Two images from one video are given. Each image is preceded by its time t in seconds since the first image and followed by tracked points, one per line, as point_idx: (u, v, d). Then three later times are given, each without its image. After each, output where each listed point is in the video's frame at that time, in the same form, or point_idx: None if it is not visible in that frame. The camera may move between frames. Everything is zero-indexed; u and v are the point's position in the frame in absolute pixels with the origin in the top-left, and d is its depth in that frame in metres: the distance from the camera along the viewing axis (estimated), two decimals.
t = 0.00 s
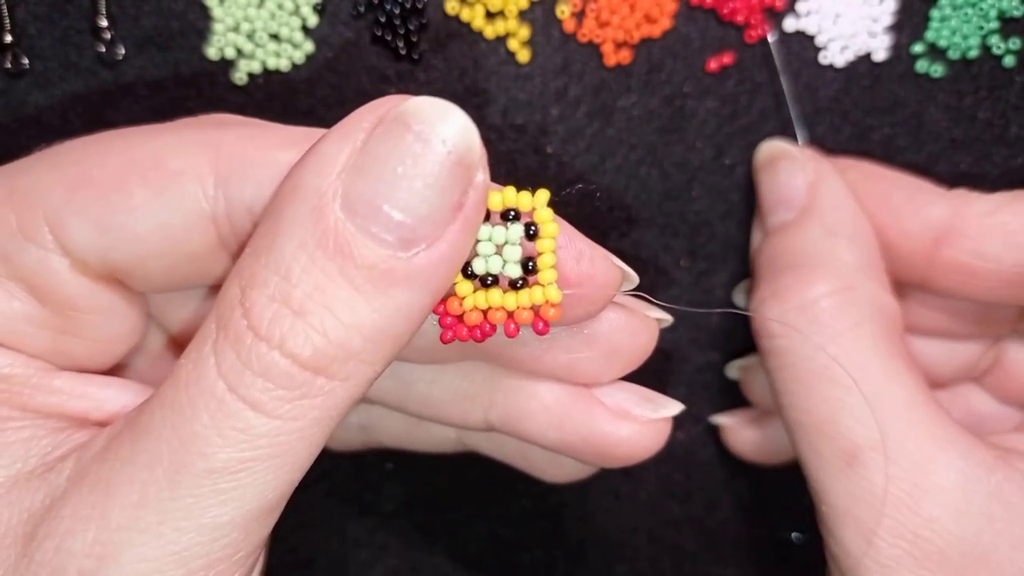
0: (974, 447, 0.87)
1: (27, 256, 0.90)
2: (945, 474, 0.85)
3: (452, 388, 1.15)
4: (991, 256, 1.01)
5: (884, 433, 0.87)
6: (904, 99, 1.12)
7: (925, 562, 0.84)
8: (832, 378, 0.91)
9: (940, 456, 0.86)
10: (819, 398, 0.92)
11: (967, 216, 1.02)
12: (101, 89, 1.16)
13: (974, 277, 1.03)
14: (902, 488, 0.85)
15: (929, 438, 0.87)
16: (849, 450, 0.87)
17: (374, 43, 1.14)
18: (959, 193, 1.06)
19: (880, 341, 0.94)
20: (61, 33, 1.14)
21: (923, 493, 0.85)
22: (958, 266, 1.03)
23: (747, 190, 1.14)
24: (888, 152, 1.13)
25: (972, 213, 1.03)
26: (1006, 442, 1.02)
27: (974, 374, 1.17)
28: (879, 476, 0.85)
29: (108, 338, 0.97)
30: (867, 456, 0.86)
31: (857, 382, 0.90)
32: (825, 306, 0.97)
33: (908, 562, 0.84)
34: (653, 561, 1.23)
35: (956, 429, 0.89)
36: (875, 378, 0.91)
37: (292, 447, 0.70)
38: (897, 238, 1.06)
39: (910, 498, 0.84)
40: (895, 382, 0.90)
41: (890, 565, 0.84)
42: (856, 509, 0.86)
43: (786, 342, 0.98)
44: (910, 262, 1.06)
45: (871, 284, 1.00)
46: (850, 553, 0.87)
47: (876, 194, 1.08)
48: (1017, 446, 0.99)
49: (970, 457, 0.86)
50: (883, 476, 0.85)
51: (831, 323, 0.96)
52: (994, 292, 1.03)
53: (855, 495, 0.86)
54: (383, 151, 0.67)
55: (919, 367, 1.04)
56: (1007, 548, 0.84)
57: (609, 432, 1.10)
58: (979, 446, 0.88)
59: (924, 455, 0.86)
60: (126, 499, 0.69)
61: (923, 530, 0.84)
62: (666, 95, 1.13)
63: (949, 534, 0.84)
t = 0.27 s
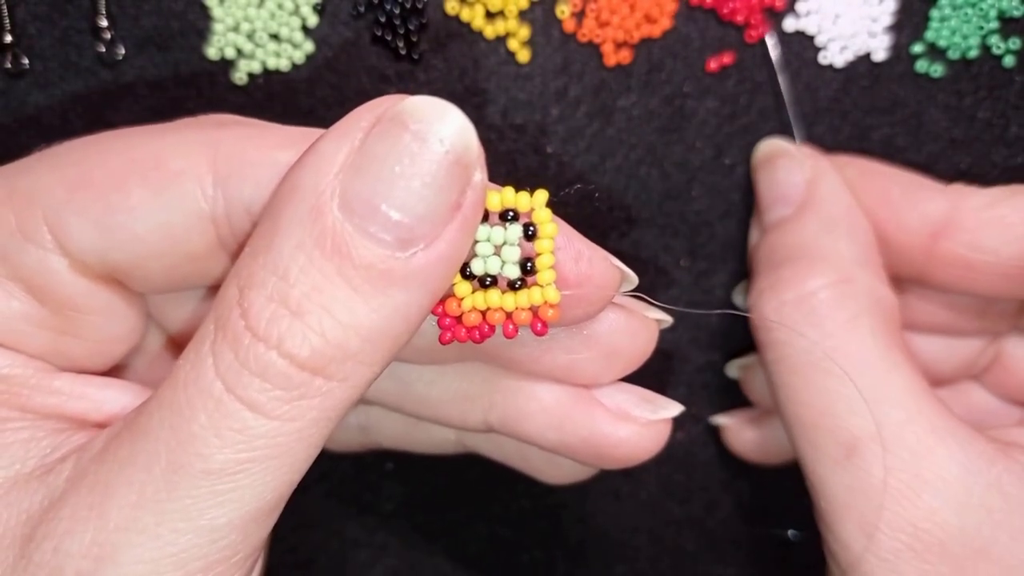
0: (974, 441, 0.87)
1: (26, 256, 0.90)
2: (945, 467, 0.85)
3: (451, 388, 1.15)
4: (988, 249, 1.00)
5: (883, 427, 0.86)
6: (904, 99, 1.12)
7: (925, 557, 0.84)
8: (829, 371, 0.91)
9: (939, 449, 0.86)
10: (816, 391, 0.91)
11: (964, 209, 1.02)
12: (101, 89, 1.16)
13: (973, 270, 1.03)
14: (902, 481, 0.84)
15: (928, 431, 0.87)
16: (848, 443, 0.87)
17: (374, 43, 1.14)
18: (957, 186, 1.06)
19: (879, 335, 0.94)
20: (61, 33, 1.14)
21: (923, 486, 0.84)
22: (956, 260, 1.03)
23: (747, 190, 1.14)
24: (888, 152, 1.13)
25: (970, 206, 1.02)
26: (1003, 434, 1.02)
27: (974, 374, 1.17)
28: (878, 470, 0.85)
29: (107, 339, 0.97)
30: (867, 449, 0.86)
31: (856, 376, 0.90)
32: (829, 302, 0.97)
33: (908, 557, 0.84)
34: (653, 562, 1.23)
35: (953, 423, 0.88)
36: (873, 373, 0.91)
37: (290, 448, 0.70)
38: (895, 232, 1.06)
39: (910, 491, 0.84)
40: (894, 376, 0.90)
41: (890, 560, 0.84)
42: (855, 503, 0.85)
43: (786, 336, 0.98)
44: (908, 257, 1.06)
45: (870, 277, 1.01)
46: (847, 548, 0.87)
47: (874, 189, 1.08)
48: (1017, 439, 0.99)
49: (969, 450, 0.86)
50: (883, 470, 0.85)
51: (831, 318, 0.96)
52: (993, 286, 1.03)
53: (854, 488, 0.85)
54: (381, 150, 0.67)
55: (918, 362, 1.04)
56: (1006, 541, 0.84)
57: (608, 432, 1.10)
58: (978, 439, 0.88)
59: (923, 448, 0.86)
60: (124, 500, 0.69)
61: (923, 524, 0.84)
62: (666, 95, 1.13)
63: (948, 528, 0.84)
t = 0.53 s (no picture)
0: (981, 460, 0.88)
1: (28, 256, 0.90)
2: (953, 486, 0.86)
3: (452, 388, 1.15)
4: (1011, 241, 0.99)
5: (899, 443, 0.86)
6: (904, 99, 1.12)
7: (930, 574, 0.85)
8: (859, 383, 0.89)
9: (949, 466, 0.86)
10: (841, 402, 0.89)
11: (987, 202, 1.00)
12: (101, 89, 1.16)
13: (996, 263, 1.01)
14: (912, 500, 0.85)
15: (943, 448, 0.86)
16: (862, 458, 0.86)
17: (374, 43, 1.14)
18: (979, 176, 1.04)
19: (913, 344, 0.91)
20: (61, 33, 1.14)
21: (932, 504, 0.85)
22: (980, 252, 1.01)
23: (747, 190, 1.14)
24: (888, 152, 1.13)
25: (993, 200, 1.00)
26: (1007, 458, 1.02)
27: (974, 373, 1.17)
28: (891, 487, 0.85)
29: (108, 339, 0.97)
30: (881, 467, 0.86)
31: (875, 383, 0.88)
32: (848, 302, 0.93)
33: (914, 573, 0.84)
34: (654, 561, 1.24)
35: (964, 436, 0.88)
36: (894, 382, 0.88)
37: (292, 448, 0.70)
38: (915, 223, 1.04)
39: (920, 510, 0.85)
40: (921, 386, 0.88)
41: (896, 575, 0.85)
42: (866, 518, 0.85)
43: (817, 342, 0.93)
44: (929, 246, 1.05)
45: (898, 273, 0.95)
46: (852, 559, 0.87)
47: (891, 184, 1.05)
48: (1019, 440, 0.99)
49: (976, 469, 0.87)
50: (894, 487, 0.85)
51: (856, 320, 0.91)
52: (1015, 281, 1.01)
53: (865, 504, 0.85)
54: (383, 151, 0.67)
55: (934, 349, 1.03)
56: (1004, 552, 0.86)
57: (608, 433, 1.10)
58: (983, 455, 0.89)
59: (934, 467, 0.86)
60: (126, 500, 0.69)
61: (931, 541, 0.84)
62: (666, 95, 1.13)
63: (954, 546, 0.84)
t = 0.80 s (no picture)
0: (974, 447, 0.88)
1: (28, 255, 0.90)
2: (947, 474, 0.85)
3: (452, 387, 1.15)
4: (999, 242, 0.99)
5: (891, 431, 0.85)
6: (904, 99, 1.12)
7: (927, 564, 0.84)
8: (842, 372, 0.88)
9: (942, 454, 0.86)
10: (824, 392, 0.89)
11: (973, 203, 1.00)
12: (101, 89, 1.16)
13: (981, 263, 1.01)
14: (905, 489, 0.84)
15: (935, 438, 0.86)
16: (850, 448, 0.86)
17: (374, 43, 1.14)
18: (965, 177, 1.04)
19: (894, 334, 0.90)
20: (61, 33, 1.14)
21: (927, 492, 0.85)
22: (967, 253, 1.01)
23: (747, 190, 1.14)
24: (888, 152, 1.13)
25: (979, 199, 1.00)
26: (1001, 443, 1.01)
27: (975, 373, 1.17)
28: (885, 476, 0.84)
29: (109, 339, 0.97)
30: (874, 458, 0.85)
31: (864, 372, 0.88)
32: (828, 293, 0.94)
33: (909, 564, 0.84)
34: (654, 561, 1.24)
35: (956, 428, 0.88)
36: (881, 372, 0.88)
37: (293, 447, 0.70)
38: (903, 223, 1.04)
39: (914, 501, 0.84)
40: (906, 377, 0.88)
41: (891, 567, 0.84)
42: (860, 508, 0.84)
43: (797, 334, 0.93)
44: (917, 249, 1.05)
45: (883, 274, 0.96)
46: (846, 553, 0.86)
47: (880, 185, 1.06)
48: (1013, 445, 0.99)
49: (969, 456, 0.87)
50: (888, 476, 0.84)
51: (840, 311, 0.92)
52: (999, 280, 1.01)
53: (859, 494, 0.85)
54: (383, 150, 0.67)
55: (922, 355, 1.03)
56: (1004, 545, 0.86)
57: (609, 432, 1.10)
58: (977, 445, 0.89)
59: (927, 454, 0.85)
60: (127, 499, 0.69)
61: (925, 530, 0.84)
62: (666, 94, 1.13)
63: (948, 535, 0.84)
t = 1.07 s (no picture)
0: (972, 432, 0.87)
1: (26, 253, 0.90)
2: (943, 460, 0.85)
3: (450, 385, 1.15)
4: (993, 230, 0.98)
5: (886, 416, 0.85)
6: (904, 99, 1.12)
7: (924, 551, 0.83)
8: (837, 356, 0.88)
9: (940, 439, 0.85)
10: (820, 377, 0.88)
11: (967, 192, 0.99)
12: (101, 89, 1.16)
13: (975, 251, 1.00)
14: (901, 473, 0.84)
15: (931, 419, 0.85)
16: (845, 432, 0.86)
17: (374, 43, 1.14)
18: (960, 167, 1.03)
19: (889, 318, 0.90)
20: (61, 33, 1.14)
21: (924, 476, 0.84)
22: (961, 242, 1.01)
23: (747, 190, 1.14)
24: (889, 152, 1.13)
25: (973, 187, 0.99)
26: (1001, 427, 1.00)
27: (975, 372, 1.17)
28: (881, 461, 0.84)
29: (107, 337, 0.97)
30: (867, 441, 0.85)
31: (859, 359, 0.88)
32: (823, 278, 0.93)
33: (906, 547, 0.83)
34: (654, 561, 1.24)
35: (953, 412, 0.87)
36: (875, 356, 0.87)
37: (289, 443, 0.70)
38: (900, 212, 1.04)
39: (912, 484, 0.84)
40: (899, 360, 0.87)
41: (890, 551, 0.83)
42: (856, 493, 0.84)
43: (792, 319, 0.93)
44: (912, 239, 1.05)
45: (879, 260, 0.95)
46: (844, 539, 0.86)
47: (876, 174, 1.05)
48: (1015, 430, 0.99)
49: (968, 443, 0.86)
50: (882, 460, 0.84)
51: (833, 297, 0.91)
52: (993, 268, 1.01)
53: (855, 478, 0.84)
54: (378, 146, 0.67)
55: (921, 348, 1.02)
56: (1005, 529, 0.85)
57: (606, 428, 1.10)
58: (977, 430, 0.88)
59: (923, 439, 0.85)
60: (123, 496, 0.69)
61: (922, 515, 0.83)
62: (666, 94, 1.13)
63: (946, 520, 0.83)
